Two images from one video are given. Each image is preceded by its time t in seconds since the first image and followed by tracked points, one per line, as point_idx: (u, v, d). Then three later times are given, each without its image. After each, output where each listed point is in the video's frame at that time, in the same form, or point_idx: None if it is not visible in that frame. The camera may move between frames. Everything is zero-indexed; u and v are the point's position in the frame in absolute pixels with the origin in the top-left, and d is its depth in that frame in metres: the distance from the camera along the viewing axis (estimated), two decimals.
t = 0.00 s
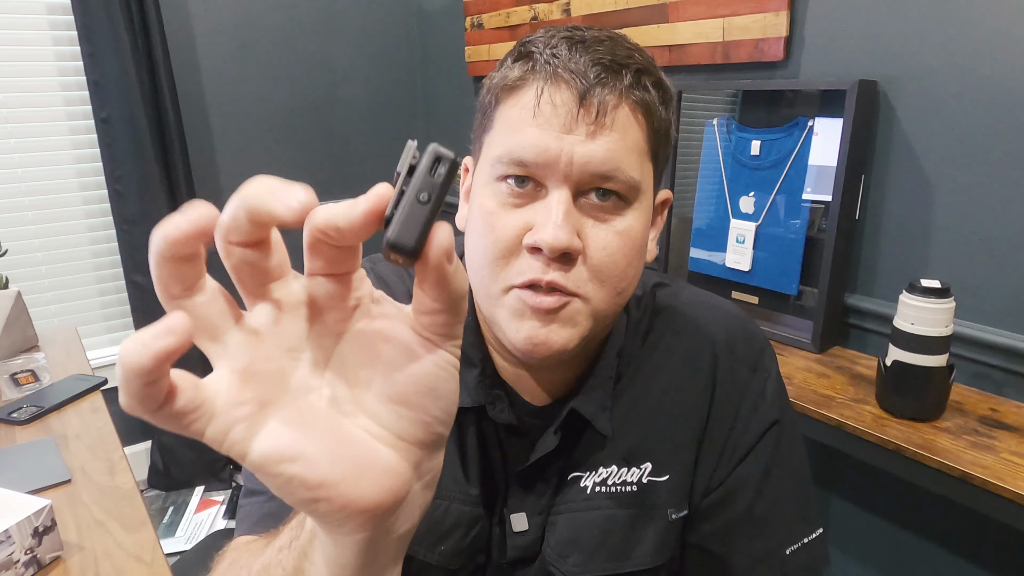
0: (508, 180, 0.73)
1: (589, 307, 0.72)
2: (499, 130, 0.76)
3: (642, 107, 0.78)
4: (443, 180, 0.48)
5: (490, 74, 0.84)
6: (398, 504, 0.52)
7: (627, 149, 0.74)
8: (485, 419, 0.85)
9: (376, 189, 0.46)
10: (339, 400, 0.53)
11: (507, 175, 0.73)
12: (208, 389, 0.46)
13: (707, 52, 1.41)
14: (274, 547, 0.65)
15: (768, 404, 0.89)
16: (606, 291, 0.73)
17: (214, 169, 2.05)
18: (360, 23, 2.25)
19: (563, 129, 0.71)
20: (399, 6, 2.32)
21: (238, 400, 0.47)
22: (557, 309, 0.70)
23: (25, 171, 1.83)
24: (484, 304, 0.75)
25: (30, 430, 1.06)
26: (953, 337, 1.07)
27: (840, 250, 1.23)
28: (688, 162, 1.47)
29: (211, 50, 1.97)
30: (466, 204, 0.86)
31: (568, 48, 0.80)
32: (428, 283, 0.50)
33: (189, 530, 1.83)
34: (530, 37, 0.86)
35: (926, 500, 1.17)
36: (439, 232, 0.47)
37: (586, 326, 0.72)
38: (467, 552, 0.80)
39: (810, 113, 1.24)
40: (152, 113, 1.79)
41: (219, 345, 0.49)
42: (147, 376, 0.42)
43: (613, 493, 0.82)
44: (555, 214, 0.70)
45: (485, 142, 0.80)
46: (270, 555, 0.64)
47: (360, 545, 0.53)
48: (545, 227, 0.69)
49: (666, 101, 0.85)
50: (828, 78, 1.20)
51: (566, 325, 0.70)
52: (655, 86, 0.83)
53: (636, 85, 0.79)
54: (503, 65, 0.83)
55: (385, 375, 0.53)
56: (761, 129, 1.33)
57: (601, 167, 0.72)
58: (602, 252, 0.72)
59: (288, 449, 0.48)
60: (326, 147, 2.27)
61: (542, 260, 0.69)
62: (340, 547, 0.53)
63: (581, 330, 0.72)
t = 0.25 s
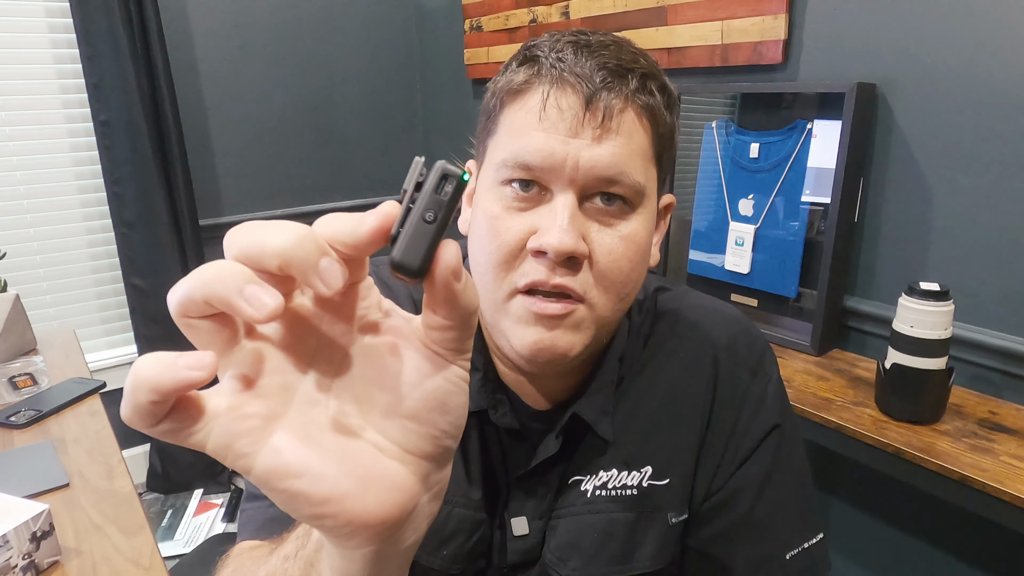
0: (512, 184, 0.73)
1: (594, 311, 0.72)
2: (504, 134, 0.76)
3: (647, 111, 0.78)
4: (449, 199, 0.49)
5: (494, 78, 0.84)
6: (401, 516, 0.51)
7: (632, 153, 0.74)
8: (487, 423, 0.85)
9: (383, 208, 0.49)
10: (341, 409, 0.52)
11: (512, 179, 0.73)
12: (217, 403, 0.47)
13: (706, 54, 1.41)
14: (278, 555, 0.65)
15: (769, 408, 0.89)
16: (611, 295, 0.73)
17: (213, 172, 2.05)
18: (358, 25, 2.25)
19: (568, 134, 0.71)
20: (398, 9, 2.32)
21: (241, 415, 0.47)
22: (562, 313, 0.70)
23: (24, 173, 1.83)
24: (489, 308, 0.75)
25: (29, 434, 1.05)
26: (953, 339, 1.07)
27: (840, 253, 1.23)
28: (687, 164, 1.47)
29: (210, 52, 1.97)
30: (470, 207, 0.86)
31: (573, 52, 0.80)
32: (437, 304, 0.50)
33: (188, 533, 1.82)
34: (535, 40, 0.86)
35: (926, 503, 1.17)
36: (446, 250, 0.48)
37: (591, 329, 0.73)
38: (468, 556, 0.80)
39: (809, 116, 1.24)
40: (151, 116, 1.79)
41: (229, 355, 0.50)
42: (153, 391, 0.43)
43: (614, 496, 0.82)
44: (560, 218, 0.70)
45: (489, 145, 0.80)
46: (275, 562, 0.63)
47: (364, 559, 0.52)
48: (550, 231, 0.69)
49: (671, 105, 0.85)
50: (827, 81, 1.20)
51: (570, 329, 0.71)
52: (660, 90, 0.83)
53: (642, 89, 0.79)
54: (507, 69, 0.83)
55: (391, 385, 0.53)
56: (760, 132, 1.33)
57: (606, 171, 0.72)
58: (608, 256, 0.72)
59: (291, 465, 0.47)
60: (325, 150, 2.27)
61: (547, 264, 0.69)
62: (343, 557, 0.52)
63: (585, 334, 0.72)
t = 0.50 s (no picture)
0: (510, 187, 0.73)
1: (594, 313, 0.72)
2: (502, 136, 0.76)
3: (645, 112, 0.77)
4: (441, 198, 0.50)
5: (491, 80, 0.84)
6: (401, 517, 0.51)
7: (630, 155, 0.74)
8: (487, 425, 0.84)
9: (375, 207, 0.49)
10: (340, 413, 0.52)
11: (510, 182, 0.73)
12: (216, 402, 0.46)
13: (707, 56, 1.41)
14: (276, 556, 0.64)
15: (769, 409, 0.89)
16: (611, 297, 0.73)
17: (213, 173, 2.05)
18: (359, 26, 2.25)
19: (566, 136, 0.71)
20: (398, 10, 2.32)
21: (238, 415, 0.46)
22: (561, 315, 0.70)
23: (25, 174, 1.83)
24: (487, 310, 0.75)
25: (29, 435, 1.05)
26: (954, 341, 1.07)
27: (841, 254, 1.22)
28: (688, 165, 1.47)
29: (210, 53, 1.97)
30: (468, 210, 0.86)
31: (570, 54, 0.80)
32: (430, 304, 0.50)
33: (188, 534, 1.82)
34: (532, 43, 0.86)
35: (927, 505, 1.17)
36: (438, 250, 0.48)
37: (591, 331, 0.73)
38: (469, 558, 0.80)
39: (810, 117, 1.24)
40: (151, 117, 1.79)
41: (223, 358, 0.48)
42: (156, 391, 0.42)
43: (615, 498, 0.82)
44: (559, 220, 0.70)
45: (487, 148, 0.80)
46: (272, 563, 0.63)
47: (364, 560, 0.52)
48: (549, 233, 0.69)
49: (669, 106, 0.85)
50: (829, 82, 1.20)
51: (570, 331, 0.71)
52: (658, 91, 0.83)
53: (640, 91, 0.79)
54: (504, 71, 0.83)
55: (390, 388, 0.53)
56: (760, 133, 1.33)
57: (604, 173, 0.71)
58: (607, 258, 0.72)
59: (288, 466, 0.46)
60: (326, 151, 2.27)
61: (546, 265, 0.69)
62: (343, 559, 0.52)
63: (585, 336, 0.72)
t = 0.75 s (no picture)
0: (513, 191, 0.73)
1: (596, 317, 0.72)
2: (504, 140, 0.76)
3: (648, 116, 0.77)
4: (448, 213, 0.49)
5: (494, 85, 0.84)
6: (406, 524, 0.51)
7: (632, 159, 0.74)
8: (490, 430, 0.85)
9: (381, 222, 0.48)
10: (345, 421, 0.52)
11: (512, 186, 0.73)
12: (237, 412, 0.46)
13: (708, 58, 1.41)
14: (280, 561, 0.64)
15: (773, 414, 0.89)
16: (614, 301, 0.73)
17: (215, 175, 2.05)
18: (361, 28, 2.25)
19: (569, 139, 0.71)
20: (400, 12, 2.32)
21: (252, 425, 0.46)
22: (564, 319, 0.70)
23: (27, 176, 1.83)
24: (490, 314, 0.75)
25: (32, 438, 1.05)
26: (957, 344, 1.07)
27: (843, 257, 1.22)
28: (689, 168, 1.47)
29: (212, 55, 1.97)
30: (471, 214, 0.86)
31: (572, 59, 0.80)
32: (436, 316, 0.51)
33: (190, 537, 1.82)
34: (535, 47, 0.86)
35: (930, 508, 1.17)
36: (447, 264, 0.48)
37: (593, 334, 0.73)
38: (472, 563, 0.80)
39: (811, 119, 1.24)
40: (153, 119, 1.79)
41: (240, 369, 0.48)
42: (185, 406, 0.43)
43: (618, 503, 0.82)
44: (561, 224, 0.70)
45: (489, 152, 0.80)
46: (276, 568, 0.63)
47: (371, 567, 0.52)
48: (551, 236, 0.69)
49: (671, 109, 0.85)
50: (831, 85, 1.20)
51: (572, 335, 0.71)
52: (660, 95, 0.83)
53: (642, 94, 0.79)
54: (507, 76, 0.83)
55: (394, 396, 0.53)
56: (762, 136, 1.33)
57: (607, 176, 0.71)
58: (610, 262, 0.72)
59: (301, 474, 0.47)
60: (327, 153, 2.27)
61: (548, 269, 0.69)
62: (348, 566, 0.52)
63: (587, 339, 0.72)
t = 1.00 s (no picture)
0: (518, 193, 0.73)
1: (601, 319, 0.72)
2: (510, 142, 0.76)
3: (653, 118, 0.78)
4: (430, 214, 0.51)
5: (499, 86, 0.84)
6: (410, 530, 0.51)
7: (638, 161, 0.74)
8: (492, 433, 0.84)
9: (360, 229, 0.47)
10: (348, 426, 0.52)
11: (518, 188, 0.73)
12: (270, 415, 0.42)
13: (709, 59, 1.41)
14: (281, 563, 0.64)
15: (775, 416, 0.89)
16: (618, 303, 0.73)
17: (215, 176, 2.05)
18: (361, 29, 2.25)
19: (575, 141, 0.71)
20: (400, 13, 2.32)
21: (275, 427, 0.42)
22: (568, 321, 0.70)
23: (27, 177, 1.83)
24: (494, 316, 0.75)
25: (33, 439, 1.05)
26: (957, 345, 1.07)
27: (844, 258, 1.22)
28: (690, 169, 1.47)
29: (212, 56, 1.97)
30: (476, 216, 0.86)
31: (579, 61, 0.80)
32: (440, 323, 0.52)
33: (190, 538, 1.82)
34: (540, 49, 0.86)
35: (931, 509, 1.17)
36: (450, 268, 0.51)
37: (598, 337, 0.72)
38: (474, 565, 0.80)
39: (811, 120, 1.24)
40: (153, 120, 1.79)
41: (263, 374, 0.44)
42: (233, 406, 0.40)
43: (620, 506, 0.82)
44: (567, 226, 0.70)
45: (495, 154, 0.80)
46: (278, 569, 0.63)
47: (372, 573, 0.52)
48: (557, 238, 0.69)
49: (676, 112, 0.85)
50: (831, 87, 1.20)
51: (577, 338, 0.70)
52: (666, 98, 0.83)
53: (647, 97, 0.79)
54: (512, 77, 0.83)
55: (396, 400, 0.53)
56: (762, 137, 1.33)
57: (612, 179, 0.72)
58: (615, 264, 0.72)
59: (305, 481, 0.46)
60: (328, 154, 2.27)
61: (554, 271, 0.69)
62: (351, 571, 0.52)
63: (591, 342, 0.72)
